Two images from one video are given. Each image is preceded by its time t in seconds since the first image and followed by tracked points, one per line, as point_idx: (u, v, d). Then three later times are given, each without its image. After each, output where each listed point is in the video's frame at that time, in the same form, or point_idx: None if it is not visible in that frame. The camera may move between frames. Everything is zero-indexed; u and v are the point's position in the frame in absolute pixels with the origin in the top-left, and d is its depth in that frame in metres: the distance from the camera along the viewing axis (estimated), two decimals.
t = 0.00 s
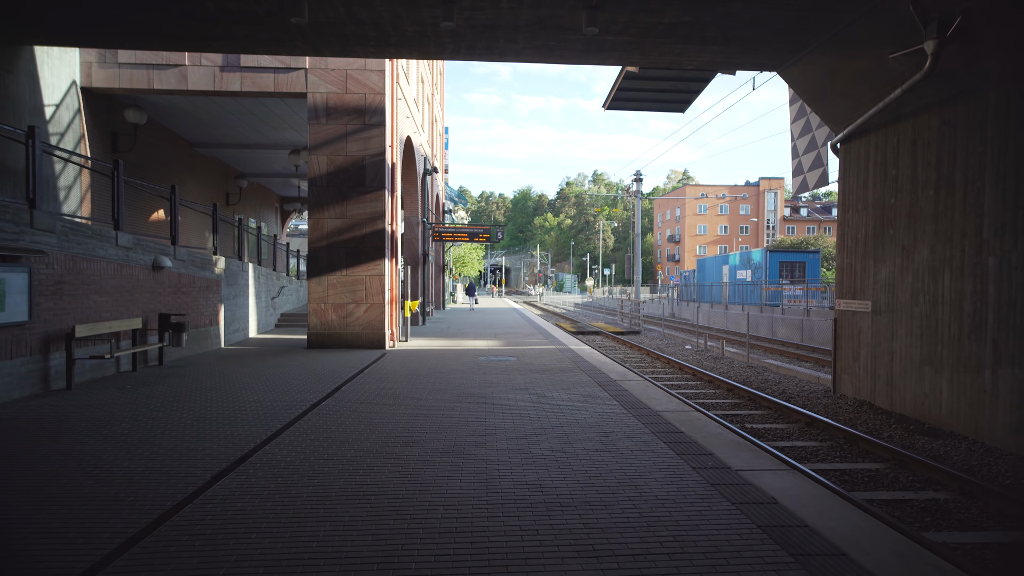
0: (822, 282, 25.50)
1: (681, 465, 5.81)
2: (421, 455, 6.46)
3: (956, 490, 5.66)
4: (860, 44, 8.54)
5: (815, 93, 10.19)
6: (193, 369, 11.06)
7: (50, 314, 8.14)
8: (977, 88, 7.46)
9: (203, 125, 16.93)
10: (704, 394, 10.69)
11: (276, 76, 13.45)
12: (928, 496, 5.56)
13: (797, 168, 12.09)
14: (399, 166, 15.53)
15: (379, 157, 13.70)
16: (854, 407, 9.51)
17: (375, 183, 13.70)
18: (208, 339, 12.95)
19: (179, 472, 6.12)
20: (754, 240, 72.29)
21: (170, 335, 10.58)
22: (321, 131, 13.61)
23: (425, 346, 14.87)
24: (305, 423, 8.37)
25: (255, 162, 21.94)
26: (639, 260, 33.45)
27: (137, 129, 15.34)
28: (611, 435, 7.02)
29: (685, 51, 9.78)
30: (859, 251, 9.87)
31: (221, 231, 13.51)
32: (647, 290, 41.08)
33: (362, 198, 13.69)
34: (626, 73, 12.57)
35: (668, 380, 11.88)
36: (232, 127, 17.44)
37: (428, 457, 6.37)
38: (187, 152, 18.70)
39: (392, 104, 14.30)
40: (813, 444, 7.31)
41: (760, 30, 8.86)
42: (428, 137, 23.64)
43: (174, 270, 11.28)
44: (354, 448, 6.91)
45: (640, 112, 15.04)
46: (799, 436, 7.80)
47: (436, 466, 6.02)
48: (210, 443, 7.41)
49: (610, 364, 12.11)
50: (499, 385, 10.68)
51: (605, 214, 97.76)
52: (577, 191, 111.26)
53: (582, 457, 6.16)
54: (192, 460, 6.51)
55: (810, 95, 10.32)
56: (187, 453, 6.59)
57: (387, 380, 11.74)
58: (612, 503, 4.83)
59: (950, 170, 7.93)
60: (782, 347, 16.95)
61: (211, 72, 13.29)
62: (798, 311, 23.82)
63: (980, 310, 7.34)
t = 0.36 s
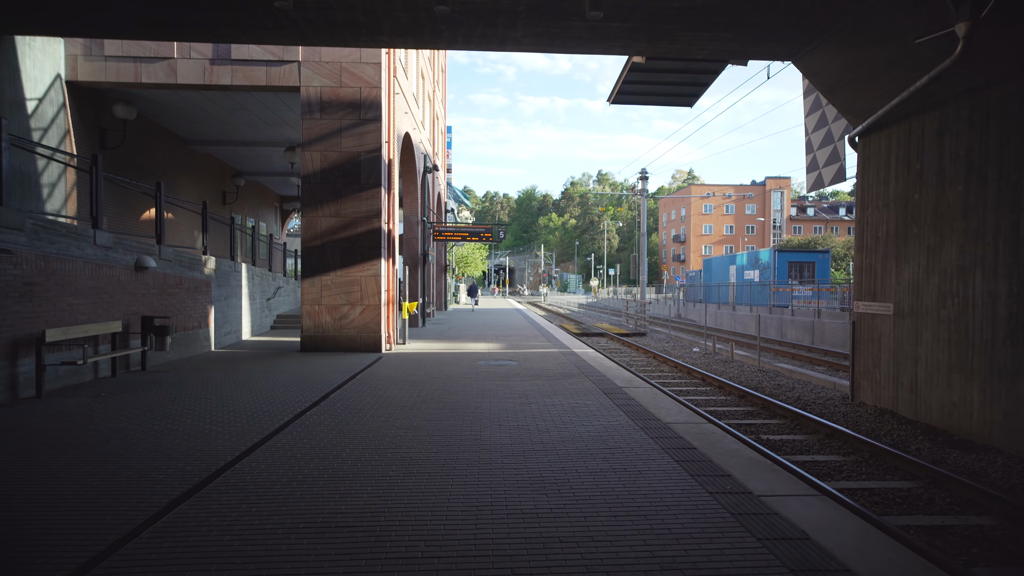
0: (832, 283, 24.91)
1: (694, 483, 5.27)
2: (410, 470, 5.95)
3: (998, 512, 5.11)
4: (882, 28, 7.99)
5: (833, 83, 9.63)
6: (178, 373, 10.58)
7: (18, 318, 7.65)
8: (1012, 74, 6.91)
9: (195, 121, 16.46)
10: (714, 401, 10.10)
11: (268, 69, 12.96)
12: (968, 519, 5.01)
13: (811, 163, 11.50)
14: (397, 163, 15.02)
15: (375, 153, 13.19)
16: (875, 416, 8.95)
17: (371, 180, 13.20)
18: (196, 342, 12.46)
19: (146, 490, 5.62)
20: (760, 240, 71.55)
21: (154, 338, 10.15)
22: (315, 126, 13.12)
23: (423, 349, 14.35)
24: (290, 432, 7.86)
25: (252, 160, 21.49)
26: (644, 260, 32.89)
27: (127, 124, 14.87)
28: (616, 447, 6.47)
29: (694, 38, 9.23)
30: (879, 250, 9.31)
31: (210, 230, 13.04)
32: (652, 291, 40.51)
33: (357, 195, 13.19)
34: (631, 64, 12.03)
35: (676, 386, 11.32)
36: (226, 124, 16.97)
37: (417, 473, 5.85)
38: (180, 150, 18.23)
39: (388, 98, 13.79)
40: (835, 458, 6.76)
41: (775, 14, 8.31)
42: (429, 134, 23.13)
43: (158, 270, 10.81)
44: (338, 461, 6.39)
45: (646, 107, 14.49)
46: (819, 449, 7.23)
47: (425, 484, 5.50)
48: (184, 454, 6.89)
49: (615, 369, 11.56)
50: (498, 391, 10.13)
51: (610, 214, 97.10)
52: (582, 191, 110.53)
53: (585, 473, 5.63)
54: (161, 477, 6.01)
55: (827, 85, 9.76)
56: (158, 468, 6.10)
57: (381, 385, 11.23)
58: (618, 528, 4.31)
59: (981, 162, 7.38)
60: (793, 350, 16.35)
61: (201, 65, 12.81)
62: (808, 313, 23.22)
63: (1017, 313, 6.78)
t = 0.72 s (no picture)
0: (838, 282, 24.38)
1: (708, 504, 4.73)
2: (395, 486, 5.43)
3: None
4: (905, 10, 7.46)
5: (849, 70, 9.10)
6: (158, 378, 10.06)
7: None
8: None
9: (184, 116, 15.95)
10: (722, 408, 9.54)
11: (256, 60, 12.45)
12: (1014, 545, 4.49)
13: (823, 157, 10.97)
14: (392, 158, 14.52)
15: (368, 148, 12.68)
16: (894, 424, 8.42)
17: (363, 176, 12.69)
18: (180, 344, 11.93)
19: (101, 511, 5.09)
20: (762, 239, 71.02)
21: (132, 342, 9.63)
22: (305, 119, 12.60)
23: (418, 351, 13.84)
24: (271, 440, 7.33)
25: (244, 156, 20.95)
26: (646, 259, 32.35)
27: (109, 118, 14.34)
28: (620, 461, 5.93)
29: (702, 23, 8.70)
30: (898, 247, 8.77)
31: (195, 228, 12.51)
32: (653, 291, 39.97)
33: (349, 192, 12.68)
34: (635, 54, 11.50)
35: (681, 391, 10.78)
36: (216, 119, 16.44)
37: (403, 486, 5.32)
38: (169, 145, 17.70)
39: (381, 90, 13.27)
40: (857, 471, 6.22)
41: None
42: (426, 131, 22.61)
43: (138, 269, 10.30)
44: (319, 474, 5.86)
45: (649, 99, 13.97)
46: (839, 461, 6.70)
47: (411, 501, 4.98)
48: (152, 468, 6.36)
49: (616, 372, 11.01)
50: (494, 395, 9.60)
51: (611, 214, 96.49)
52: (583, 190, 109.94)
53: (586, 493, 5.10)
54: (121, 495, 5.47)
55: (842, 73, 9.23)
56: (120, 483, 5.57)
57: (373, 388, 10.71)
58: (624, 562, 3.78)
59: (1011, 152, 6.87)
60: (801, 353, 15.81)
61: (186, 55, 12.30)
62: (815, 313, 22.69)
63: None
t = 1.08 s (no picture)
0: (843, 282, 23.83)
1: (723, 534, 4.18)
2: (371, 509, 4.88)
3: None
4: None
5: (865, 57, 8.56)
6: (133, 383, 9.52)
7: None
8: None
9: (169, 110, 15.41)
10: (729, 415, 8.99)
11: (241, 50, 11.92)
12: None
13: (835, 151, 10.43)
14: (384, 154, 13.97)
15: (357, 142, 12.15)
16: (914, 433, 7.88)
17: (353, 171, 12.16)
18: (160, 347, 11.38)
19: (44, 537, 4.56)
20: (762, 239, 70.52)
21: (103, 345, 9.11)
22: (291, 112, 12.06)
23: (410, 354, 13.30)
24: (245, 452, 6.78)
25: (234, 153, 20.39)
26: (646, 259, 31.80)
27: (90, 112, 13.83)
28: (622, 477, 5.39)
29: (709, 7, 8.16)
30: (917, 245, 8.23)
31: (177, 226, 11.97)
32: (654, 291, 39.41)
33: (338, 188, 12.15)
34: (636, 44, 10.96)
35: (686, 397, 10.24)
36: (203, 113, 15.90)
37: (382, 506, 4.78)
38: (155, 141, 17.16)
39: (372, 82, 12.72)
40: (882, 489, 5.68)
41: None
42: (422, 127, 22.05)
43: (112, 269, 9.76)
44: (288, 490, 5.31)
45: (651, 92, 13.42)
46: (860, 476, 6.15)
47: (389, 525, 4.45)
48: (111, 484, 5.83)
49: (618, 377, 10.45)
50: (488, 400, 9.05)
51: (610, 214, 95.95)
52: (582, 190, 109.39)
53: (585, 518, 4.56)
54: (69, 517, 4.94)
55: (857, 61, 8.69)
56: (70, 504, 5.03)
57: (361, 393, 10.16)
58: None
59: None
60: (809, 356, 15.24)
61: (167, 45, 11.78)
62: (819, 314, 22.15)
63: None
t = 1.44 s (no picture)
0: (851, 282, 23.27)
1: (750, 574, 3.60)
2: (347, 535, 4.30)
3: None
4: None
5: (888, 42, 7.98)
6: (107, 391, 8.94)
7: None
8: None
9: (155, 104, 14.82)
10: (742, 426, 8.39)
11: (226, 39, 11.34)
12: None
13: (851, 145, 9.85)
14: (378, 150, 13.39)
15: (348, 136, 11.58)
16: (942, 446, 7.30)
17: (343, 166, 11.59)
18: (140, 351, 10.80)
19: None
20: (764, 239, 69.98)
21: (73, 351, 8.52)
22: (279, 104, 11.48)
23: (404, 358, 12.71)
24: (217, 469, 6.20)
25: (225, 150, 19.79)
26: (648, 259, 31.21)
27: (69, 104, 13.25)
28: (631, 501, 4.80)
29: None
30: (945, 243, 7.66)
31: (158, 224, 11.38)
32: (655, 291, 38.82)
33: (327, 184, 11.58)
34: (641, 32, 10.39)
35: (695, 405, 9.65)
36: (190, 107, 15.32)
37: (361, 533, 4.20)
38: (142, 137, 16.57)
39: (364, 73, 12.15)
40: (919, 512, 5.11)
41: None
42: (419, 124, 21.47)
43: (85, 269, 9.18)
44: (260, 511, 4.74)
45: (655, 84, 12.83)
46: (893, 497, 5.56)
47: (365, 559, 3.89)
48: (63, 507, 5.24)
49: (622, 383, 9.85)
50: (484, 406, 8.46)
51: (610, 213, 95.32)
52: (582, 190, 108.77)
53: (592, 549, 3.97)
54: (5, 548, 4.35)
55: (878, 47, 8.12)
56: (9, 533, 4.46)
57: (350, 399, 9.58)
58: None
59: None
60: (819, 360, 14.66)
61: (148, 34, 11.20)
62: (827, 315, 21.59)
63: None
